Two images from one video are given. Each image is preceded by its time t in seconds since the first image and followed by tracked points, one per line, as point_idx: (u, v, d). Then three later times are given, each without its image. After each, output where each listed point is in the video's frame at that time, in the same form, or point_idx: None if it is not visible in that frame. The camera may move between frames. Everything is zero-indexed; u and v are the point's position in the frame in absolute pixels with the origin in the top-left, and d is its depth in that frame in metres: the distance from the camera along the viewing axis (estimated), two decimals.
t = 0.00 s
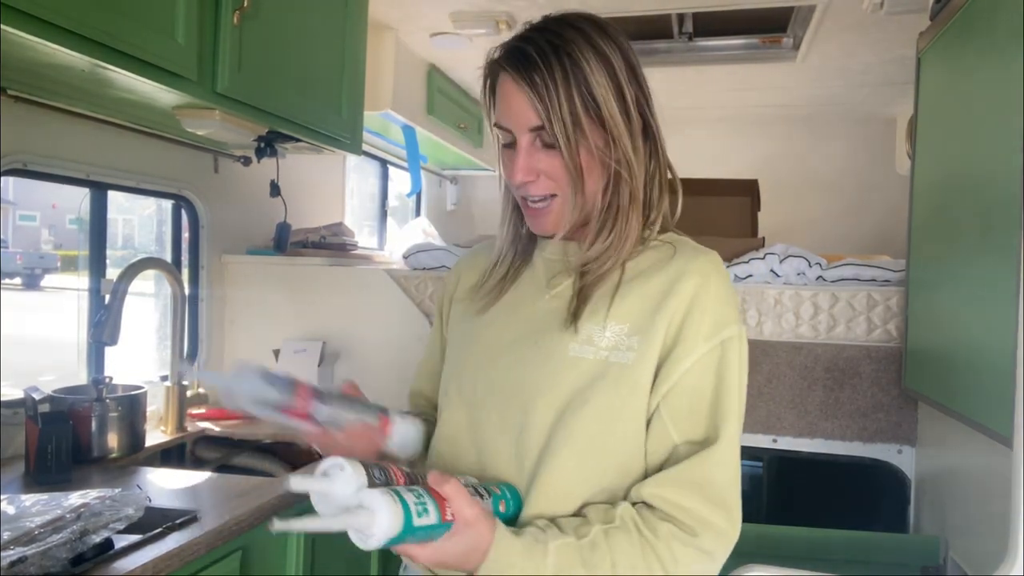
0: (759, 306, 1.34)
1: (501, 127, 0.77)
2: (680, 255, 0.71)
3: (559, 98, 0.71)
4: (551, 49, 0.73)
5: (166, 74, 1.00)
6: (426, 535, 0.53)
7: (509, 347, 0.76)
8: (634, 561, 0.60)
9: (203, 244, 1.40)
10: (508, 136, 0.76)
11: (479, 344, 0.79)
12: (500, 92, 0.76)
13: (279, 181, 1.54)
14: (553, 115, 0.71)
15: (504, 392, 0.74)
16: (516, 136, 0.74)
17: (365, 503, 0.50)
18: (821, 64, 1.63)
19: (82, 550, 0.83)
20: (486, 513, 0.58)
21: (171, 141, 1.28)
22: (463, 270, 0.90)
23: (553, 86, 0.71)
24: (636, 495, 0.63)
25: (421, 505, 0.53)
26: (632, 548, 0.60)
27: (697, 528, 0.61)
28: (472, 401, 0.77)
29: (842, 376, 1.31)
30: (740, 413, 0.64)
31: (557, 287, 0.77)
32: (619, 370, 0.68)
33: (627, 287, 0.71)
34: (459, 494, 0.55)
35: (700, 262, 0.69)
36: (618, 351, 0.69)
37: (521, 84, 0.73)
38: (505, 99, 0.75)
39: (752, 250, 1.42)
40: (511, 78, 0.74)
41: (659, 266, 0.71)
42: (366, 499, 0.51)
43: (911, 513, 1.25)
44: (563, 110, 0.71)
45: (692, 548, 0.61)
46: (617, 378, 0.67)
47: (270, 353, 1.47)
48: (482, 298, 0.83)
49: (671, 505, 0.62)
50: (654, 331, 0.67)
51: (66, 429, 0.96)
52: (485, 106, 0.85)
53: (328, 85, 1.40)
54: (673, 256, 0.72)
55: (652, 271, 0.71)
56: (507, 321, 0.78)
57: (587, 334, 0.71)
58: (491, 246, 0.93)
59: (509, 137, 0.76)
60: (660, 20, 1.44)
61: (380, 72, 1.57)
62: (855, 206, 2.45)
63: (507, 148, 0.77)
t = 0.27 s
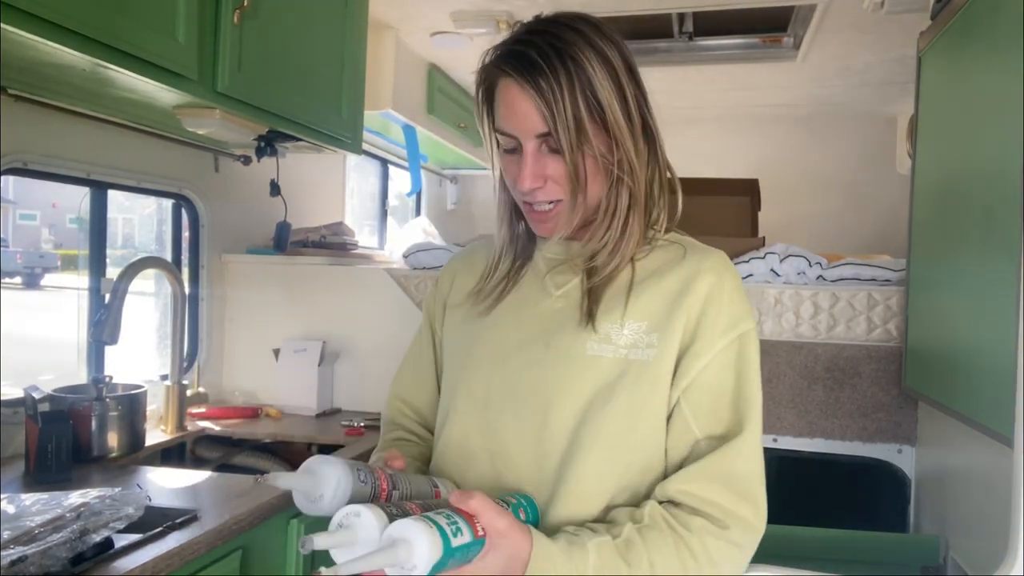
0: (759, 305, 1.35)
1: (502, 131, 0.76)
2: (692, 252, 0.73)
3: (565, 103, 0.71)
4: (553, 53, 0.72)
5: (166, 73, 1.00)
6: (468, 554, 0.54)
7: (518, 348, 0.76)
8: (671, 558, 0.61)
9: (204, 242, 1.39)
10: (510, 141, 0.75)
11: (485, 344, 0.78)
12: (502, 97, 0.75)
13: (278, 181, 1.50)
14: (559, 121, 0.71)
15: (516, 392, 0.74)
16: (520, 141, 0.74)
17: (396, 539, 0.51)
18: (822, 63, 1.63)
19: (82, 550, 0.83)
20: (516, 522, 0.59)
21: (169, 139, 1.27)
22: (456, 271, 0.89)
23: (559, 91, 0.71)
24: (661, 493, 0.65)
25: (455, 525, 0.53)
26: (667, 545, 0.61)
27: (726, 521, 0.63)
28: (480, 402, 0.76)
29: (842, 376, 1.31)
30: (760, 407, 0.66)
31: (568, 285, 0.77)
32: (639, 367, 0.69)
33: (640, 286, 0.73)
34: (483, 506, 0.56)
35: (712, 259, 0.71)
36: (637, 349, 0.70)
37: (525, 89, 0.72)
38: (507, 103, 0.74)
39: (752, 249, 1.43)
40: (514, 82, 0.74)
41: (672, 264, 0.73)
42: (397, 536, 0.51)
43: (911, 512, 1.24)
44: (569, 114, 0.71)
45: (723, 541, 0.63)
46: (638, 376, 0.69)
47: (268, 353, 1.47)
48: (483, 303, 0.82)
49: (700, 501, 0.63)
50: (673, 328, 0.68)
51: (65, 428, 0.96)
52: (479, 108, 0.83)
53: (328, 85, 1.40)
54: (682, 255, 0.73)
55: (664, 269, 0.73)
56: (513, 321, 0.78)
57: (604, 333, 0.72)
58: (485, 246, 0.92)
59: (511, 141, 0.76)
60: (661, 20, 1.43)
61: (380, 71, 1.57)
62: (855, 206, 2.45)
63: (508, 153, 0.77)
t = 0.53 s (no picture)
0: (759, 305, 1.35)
1: (497, 132, 0.75)
2: (693, 248, 0.73)
3: (559, 103, 0.71)
4: (547, 53, 0.72)
5: (165, 74, 1.00)
6: (468, 538, 0.54)
7: (522, 350, 0.76)
8: (682, 547, 0.61)
9: (204, 243, 1.39)
10: (505, 142, 0.75)
11: (486, 346, 0.78)
12: (496, 98, 0.74)
13: (279, 181, 1.52)
14: (553, 121, 0.71)
15: (521, 394, 0.74)
16: (514, 142, 0.74)
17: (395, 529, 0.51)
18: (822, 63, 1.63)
19: (82, 550, 0.83)
20: (518, 503, 0.59)
21: (166, 138, 1.27)
22: (455, 271, 0.89)
23: (553, 91, 0.71)
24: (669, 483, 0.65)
25: (451, 508, 0.53)
26: (675, 533, 0.61)
27: (736, 510, 0.63)
28: (484, 403, 0.76)
29: (842, 376, 1.31)
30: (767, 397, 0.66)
31: (569, 284, 0.77)
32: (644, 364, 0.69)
33: (643, 283, 0.73)
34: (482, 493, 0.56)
35: (713, 254, 0.71)
36: (642, 346, 0.70)
37: (519, 89, 0.72)
38: (501, 104, 0.74)
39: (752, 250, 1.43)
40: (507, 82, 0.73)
41: (673, 260, 0.73)
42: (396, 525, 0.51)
43: (911, 512, 1.24)
44: (563, 114, 0.71)
45: (732, 530, 0.63)
46: (643, 373, 0.69)
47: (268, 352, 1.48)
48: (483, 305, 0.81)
49: (708, 490, 0.64)
50: (677, 325, 0.69)
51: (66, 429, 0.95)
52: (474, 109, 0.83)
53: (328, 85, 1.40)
54: (683, 249, 0.73)
55: (665, 264, 0.73)
56: (515, 323, 0.77)
57: (608, 332, 0.72)
58: (482, 247, 0.92)
59: (506, 142, 0.75)
60: (661, 20, 1.43)
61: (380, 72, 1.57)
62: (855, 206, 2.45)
63: (503, 154, 0.76)
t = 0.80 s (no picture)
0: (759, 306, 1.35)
1: (499, 132, 0.76)
2: (692, 241, 0.73)
3: (559, 102, 0.71)
4: (546, 51, 0.72)
5: (166, 73, 1.00)
6: (458, 545, 0.55)
7: (520, 346, 0.76)
8: (681, 541, 0.61)
9: (204, 243, 1.39)
10: (506, 141, 0.76)
11: (486, 345, 0.78)
12: (496, 97, 0.75)
13: (278, 181, 1.53)
14: (554, 120, 0.71)
15: (520, 390, 0.74)
16: (516, 141, 0.74)
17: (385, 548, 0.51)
18: (822, 63, 1.63)
19: (82, 550, 0.82)
20: (509, 505, 0.60)
21: (169, 139, 1.26)
22: (457, 269, 0.89)
23: (552, 90, 0.71)
24: (669, 478, 0.65)
25: (438, 517, 0.55)
26: (674, 527, 0.61)
27: (738, 504, 0.63)
28: (484, 402, 0.76)
29: (842, 376, 1.31)
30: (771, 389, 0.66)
31: (570, 281, 0.77)
32: (645, 356, 0.69)
33: (643, 277, 0.73)
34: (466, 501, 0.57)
35: (714, 243, 0.71)
36: (642, 340, 0.70)
37: (519, 88, 0.73)
38: (501, 104, 0.74)
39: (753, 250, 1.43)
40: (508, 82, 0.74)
41: (672, 253, 0.73)
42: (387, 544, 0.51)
43: (911, 512, 1.24)
44: (564, 113, 0.71)
45: (734, 524, 0.62)
46: (644, 368, 0.69)
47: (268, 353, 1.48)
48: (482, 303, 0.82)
49: (707, 484, 0.63)
50: (676, 318, 0.69)
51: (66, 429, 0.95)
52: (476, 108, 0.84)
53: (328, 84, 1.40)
54: (686, 244, 0.73)
55: (666, 257, 0.73)
56: (516, 320, 0.77)
57: (607, 326, 0.72)
58: (484, 246, 0.92)
59: (508, 142, 0.76)
60: (661, 20, 1.43)
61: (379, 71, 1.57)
62: (856, 206, 2.45)
63: (505, 154, 0.77)
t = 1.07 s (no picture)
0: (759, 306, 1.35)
1: (503, 130, 0.76)
2: (694, 242, 0.72)
3: (564, 98, 0.71)
4: (550, 48, 0.72)
5: (166, 74, 1.00)
6: (438, 535, 0.56)
7: (517, 346, 0.77)
8: (672, 550, 0.61)
9: (203, 244, 1.38)
10: (511, 139, 0.76)
11: (488, 342, 0.79)
12: (500, 95, 0.75)
13: (278, 181, 1.51)
14: (558, 116, 0.71)
15: (518, 388, 0.75)
16: (521, 139, 0.74)
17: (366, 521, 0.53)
18: (822, 63, 1.63)
19: (82, 550, 0.83)
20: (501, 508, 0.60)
21: (174, 141, 1.28)
22: (467, 268, 0.90)
23: (556, 86, 0.71)
24: (665, 487, 0.65)
25: (423, 501, 0.56)
26: (666, 535, 0.61)
27: (733, 514, 0.62)
28: (484, 402, 0.78)
29: (842, 376, 1.31)
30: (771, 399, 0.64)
31: (571, 280, 0.78)
32: (640, 361, 0.69)
33: (642, 277, 0.72)
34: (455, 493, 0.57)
35: (714, 245, 0.70)
36: (636, 343, 0.70)
37: (524, 85, 0.73)
38: (506, 101, 0.74)
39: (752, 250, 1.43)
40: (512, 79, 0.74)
41: (671, 254, 0.72)
42: (366, 516, 0.53)
43: (911, 512, 1.22)
44: (568, 109, 0.71)
45: (728, 533, 0.61)
46: (638, 370, 0.69)
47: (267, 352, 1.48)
48: (488, 298, 0.84)
49: (700, 493, 0.63)
50: (673, 321, 0.68)
51: (66, 428, 0.96)
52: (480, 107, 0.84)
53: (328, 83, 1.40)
54: (686, 244, 0.72)
55: (666, 258, 0.72)
56: (517, 317, 0.79)
57: (602, 327, 0.72)
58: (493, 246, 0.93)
59: (513, 140, 0.76)
60: (661, 21, 1.43)
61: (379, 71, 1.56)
62: (857, 206, 2.45)
63: (510, 152, 0.77)
